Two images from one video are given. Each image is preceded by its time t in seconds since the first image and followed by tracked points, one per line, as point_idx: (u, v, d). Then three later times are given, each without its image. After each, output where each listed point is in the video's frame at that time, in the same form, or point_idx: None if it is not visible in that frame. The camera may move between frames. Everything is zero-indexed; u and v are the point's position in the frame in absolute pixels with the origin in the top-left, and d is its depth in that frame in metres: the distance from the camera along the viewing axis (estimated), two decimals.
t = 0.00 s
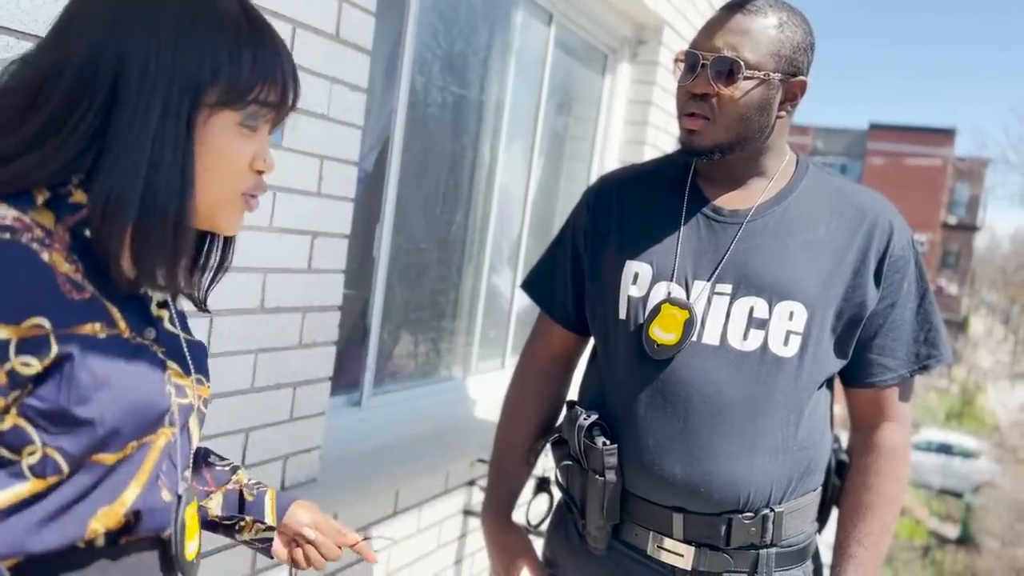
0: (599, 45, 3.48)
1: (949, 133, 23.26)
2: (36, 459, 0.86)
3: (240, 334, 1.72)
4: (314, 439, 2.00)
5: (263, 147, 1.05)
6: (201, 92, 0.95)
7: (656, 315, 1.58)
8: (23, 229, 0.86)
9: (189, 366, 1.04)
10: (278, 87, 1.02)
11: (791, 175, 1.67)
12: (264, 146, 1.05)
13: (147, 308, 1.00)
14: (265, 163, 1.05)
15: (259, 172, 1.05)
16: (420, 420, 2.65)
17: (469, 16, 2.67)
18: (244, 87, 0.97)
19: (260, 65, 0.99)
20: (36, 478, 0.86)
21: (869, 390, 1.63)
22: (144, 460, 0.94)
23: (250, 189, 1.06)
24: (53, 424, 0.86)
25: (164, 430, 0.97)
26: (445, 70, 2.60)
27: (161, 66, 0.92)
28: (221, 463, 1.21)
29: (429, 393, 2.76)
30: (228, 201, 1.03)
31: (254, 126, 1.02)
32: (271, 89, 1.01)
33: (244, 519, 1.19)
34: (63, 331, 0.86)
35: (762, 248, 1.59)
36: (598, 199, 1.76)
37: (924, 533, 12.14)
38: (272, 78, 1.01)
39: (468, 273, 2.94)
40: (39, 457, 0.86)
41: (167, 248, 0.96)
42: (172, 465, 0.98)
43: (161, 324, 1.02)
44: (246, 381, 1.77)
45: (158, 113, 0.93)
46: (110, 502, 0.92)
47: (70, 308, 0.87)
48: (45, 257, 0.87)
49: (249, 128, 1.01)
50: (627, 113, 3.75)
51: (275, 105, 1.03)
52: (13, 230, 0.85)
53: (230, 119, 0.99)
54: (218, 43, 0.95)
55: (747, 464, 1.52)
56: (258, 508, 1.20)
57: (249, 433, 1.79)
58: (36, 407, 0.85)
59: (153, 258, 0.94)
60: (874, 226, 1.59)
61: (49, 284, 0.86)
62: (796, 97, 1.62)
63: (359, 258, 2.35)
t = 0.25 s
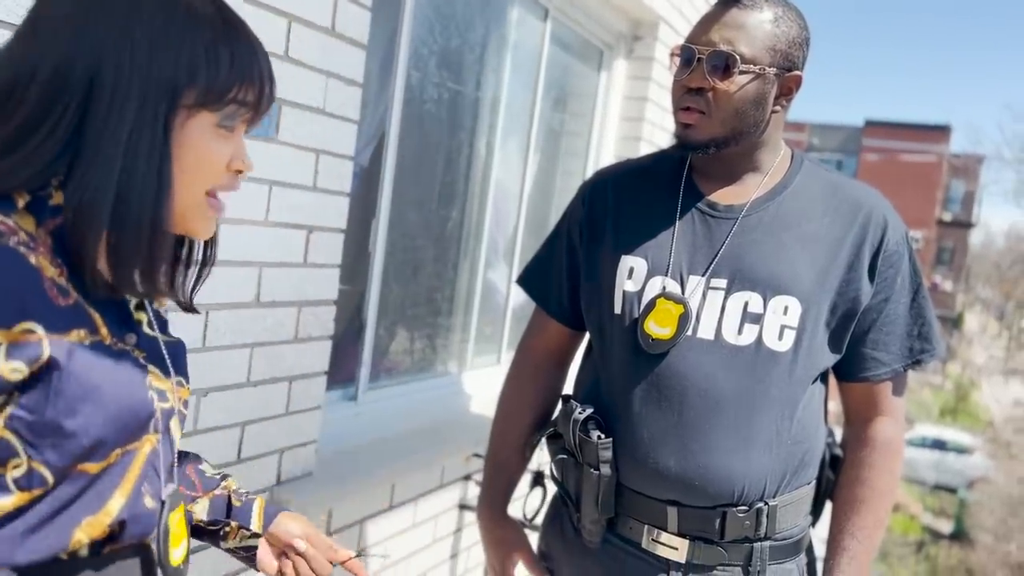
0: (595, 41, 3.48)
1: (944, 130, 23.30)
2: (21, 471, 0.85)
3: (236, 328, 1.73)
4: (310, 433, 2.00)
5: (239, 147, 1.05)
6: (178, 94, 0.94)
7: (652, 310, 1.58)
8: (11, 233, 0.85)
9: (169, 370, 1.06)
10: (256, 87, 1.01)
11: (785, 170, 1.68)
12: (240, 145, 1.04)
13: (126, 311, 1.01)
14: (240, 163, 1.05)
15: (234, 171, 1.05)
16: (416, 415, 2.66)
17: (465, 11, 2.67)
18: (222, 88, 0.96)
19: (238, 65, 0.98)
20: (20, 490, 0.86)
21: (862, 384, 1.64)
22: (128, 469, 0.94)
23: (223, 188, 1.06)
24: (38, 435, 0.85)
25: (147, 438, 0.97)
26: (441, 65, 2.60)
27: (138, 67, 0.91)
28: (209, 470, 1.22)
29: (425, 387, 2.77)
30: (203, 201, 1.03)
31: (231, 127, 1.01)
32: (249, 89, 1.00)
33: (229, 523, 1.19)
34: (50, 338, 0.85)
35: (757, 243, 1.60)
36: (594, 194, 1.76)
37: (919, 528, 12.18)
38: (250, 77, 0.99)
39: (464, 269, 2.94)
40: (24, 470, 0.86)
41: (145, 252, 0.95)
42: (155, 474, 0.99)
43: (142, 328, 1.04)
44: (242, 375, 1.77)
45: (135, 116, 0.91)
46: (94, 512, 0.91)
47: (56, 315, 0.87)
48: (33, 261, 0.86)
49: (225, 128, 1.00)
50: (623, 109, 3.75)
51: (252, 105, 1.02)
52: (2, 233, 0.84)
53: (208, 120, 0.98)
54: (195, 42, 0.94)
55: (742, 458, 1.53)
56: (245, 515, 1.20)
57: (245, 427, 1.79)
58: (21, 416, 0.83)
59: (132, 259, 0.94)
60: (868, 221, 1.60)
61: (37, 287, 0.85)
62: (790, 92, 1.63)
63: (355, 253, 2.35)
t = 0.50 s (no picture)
0: (591, 36, 3.49)
1: (939, 127, 23.35)
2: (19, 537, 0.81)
3: (231, 322, 1.72)
4: (306, 428, 2.00)
5: (238, 189, 1.00)
6: (177, 144, 0.89)
7: (647, 304, 1.59)
8: None
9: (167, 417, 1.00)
10: (252, 130, 0.97)
11: (781, 165, 1.68)
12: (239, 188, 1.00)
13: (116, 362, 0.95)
14: (240, 207, 1.00)
15: (234, 215, 1.00)
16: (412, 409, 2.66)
17: (460, 6, 2.67)
18: (218, 137, 0.92)
19: (234, 109, 0.93)
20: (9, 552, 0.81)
21: (857, 379, 1.64)
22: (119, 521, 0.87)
23: (228, 232, 1.01)
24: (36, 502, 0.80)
25: (138, 490, 0.90)
26: (436, 60, 2.60)
27: (132, 124, 0.86)
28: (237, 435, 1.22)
29: (421, 382, 2.77)
30: (205, 248, 0.98)
31: (229, 170, 0.96)
32: (247, 132, 0.96)
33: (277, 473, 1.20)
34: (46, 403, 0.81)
35: (752, 238, 1.60)
36: (590, 189, 1.77)
37: (912, 524, 12.23)
38: (246, 121, 0.95)
39: (460, 264, 2.94)
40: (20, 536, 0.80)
41: (137, 302, 0.91)
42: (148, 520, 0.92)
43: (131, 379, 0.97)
44: (237, 370, 1.77)
45: (133, 172, 0.86)
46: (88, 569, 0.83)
47: (47, 374, 0.83)
48: (22, 323, 0.83)
49: (223, 173, 0.96)
50: (618, 105, 3.75)
51: (249, 147, 0.97)
52: None
53: (205, 167, 0.93)
54: (192, 89, 0.89)
55: (736, 452, 1.54)
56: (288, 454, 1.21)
57: (241, 421, 1.79)
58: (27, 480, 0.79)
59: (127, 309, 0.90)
60: (863, 216, 1.60)
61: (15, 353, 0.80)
62: (786, 86, 1.63)
63: (350, 249, 2.35)
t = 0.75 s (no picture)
0: (584, 32, 3.48)
1: (931, 123, 23.40)
2: (71, 435, 0.89)
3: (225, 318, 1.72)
4: (300, 424, 2.00)
5: (261, 120, 1.07)
6: (184, 64, 0.97)
7: (640, 301, 1.59)
8: (50, 221, 0.90)
9: (219, 344, 1.13)
10: (265, 60, 1.04)
11: (774, 162, 1.68)
12: (260, 117, 1.07)
13: (174, 290, 1.06)
14: (263, 137, 1.08)
15: (258, 145, 1.08)
16: (406, 405, 2.66)
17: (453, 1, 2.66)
18: (220, 56, 0.99)
19: (243, 35, 1.01)
20: (71, 455, 0.90)
21: (849, 375, 1.65)
22: (176, 437, 0.99)
23: (246, 162, 1.08)
24: (84, 404, 0.88)
25: (195, 406, 1.01)
26: (430, 56, 2.60)
27: (133, 39, 0.95)
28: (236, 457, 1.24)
29: (415, 378, 2.77)
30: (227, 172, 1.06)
31: (245, 99, 1.04)
32: (259, 59, 1.04)
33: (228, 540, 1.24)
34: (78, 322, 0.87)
35: (746, 234, 1.60)
36: (583, 186, 1.77)
37: (904, 518, 12.29)
38: (258, 48, 1.03)
39: (454, 260, 2.94)
40: (73, 434, 0.89)
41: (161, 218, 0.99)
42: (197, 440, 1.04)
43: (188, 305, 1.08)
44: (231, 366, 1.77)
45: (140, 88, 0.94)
46: (144, 480, 0.97)
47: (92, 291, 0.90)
48: (70, 247, 0.90)
49: (240, 99, 1.03)
50: (612, 101, 3.75)
51: (263, 78, 1.05)
52: (41, 220, 0.90)
53: (218, 91, 1.01)
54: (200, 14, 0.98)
55: (729, 447, 1.54)
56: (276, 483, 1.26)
57: (235, 417, 1.79)
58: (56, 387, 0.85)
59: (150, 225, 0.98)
60: (855, 213, 1.61)
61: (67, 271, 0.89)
62: (779, 82, 1.63)
63: (344, 245, 2.35)
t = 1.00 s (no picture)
0: (578, 28, 3.48)
1: (924, 119, 23.46)
2: (97, 416, 0.95)
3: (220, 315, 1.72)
4: (295, 420, 2.00)
5: (291, 116, 1.13)
6: (219, 62, 1.03)
7: (636, 297, 1.59)
8: (70, 208, 0.95)
9: (248, 333, 1.17)
10: (297, 57, 1.09)
11: (768, 159, 1.69)
12: (290, 113, 1.13)
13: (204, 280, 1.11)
14: (292, 132, 1.13)
15: (286, 140, 1.13)
16: (401, 401, 2.66)
17: None
18: (257, 55, 1.05)
19: (276, 36, 1.07)
20: (97, 435, 0.96)
21: (843, 371, 1.66)
22: (199, 421, 1.04)
23: (276, 155, 1.14)
24: (107, 385, 0.94)
25: (218, 393, 1.06)
26: (423, 52, 2.60)
27: (175, 36, 1.01)
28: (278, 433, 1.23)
29: (410, 374, 2.77)
30: (253, 165, 1.11)
31: (277, 96, 1.09)
32: (290, 59, 1.09)
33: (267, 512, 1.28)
34: (98, 302, 0.93)
35: (741, 231, 1.61)
36: (579, 182, 1.77)
37: (895, 513, 12.34)
38: (290, 47, 1.08)
39: (448, 256, 2.94)
40: (99, 415, 0.95)
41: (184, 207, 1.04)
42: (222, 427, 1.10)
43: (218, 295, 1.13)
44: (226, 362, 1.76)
45: (174, 81, 1.00)
46: (166, 462, 1.02)
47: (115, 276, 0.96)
48: (91, 232, 0.95)
49: (271, 97, 1.09)
50: (606, 96, 3.75)
51: (296, 75, 1.10)
52: (63, 208, 0.94)
53: (251, 89, 1.07)
54: (233, 14, 1.03)
55: (724, 443, 1.55)
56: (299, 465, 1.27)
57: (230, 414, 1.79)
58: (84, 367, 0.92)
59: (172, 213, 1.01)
60: (849, 210, 1.62)
61: (92, 255, 0.94)
62: (774, 80, 1.63)
63: (339, 241, 2.35)
